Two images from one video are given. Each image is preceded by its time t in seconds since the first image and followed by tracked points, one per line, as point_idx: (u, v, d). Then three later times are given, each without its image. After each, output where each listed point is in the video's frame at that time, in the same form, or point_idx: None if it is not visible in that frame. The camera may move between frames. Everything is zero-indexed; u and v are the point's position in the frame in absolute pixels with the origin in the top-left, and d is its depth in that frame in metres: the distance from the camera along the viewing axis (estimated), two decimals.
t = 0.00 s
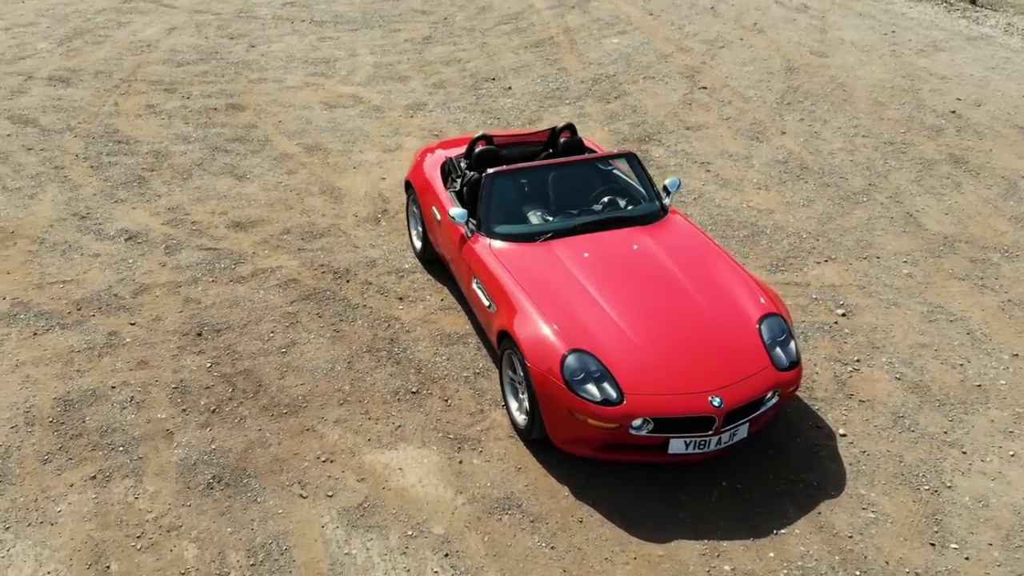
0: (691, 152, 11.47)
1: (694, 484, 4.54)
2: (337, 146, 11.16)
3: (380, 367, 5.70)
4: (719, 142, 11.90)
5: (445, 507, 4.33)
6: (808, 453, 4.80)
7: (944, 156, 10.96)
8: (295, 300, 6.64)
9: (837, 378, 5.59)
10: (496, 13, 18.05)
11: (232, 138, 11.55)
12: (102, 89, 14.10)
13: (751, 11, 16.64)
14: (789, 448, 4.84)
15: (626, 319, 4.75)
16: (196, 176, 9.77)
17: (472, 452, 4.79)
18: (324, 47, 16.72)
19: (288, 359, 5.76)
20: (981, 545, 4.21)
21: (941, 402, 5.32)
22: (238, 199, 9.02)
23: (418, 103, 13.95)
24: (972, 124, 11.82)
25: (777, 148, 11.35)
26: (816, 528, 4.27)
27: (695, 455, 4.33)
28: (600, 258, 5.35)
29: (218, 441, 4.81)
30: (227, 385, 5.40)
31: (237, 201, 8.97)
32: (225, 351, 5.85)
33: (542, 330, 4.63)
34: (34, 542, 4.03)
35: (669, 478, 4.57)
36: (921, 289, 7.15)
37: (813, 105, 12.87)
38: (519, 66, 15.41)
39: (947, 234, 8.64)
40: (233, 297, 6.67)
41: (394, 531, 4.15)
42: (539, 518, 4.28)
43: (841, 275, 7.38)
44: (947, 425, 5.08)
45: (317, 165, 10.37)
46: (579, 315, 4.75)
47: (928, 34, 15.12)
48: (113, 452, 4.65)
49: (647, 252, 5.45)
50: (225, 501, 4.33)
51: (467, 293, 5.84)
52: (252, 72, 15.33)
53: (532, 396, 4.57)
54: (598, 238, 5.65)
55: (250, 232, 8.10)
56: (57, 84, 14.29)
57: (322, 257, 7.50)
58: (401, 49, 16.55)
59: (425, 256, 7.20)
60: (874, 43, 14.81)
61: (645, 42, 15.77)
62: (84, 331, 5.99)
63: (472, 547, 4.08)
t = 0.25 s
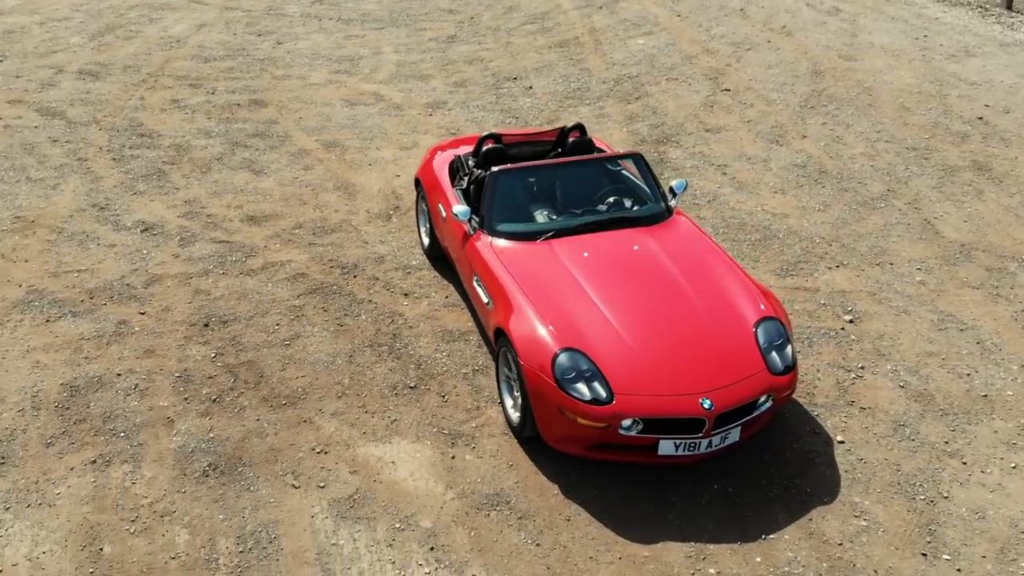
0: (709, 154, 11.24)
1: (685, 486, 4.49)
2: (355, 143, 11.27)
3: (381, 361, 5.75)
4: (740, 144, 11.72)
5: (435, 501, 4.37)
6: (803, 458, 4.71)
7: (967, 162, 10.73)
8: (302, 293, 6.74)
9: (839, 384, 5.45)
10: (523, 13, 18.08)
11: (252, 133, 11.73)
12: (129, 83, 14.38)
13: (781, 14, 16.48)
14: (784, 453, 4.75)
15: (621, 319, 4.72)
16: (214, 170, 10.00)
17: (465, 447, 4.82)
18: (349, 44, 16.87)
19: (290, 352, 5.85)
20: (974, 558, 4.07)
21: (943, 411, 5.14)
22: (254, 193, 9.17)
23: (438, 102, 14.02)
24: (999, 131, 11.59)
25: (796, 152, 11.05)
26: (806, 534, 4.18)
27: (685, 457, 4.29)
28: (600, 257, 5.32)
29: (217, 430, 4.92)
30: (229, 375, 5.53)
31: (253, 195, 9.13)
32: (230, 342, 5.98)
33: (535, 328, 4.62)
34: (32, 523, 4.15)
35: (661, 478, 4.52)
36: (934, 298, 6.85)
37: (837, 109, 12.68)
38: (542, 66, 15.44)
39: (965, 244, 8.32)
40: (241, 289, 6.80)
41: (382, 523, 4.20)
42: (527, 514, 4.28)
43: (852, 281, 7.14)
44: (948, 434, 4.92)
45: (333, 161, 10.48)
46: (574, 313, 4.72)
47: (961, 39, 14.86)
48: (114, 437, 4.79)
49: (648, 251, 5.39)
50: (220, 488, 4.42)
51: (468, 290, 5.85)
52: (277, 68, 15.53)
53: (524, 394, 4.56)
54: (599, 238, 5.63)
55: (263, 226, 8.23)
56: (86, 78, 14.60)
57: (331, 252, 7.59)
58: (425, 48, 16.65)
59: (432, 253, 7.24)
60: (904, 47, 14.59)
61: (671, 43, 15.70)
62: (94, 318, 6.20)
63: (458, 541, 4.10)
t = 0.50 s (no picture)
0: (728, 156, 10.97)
1: (677, 488, 4.44)
2: (373, 141, 11.38)
3: (383, 356, 5.81)
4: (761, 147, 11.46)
5: (426, 495, 4.40)
6: (800, 464, 4.62)
7: (992, 169, 10.48)
8: (311, 287, 6.84)
9: (843, 391, 5.33)
10: (550, 13, 18.09)
11: (273, 129, 11.90)
12: (157, 78, 14.67)
13: (812, 17, 16.30)
14: (781, 458, 4.67)
15: (618, 319, 4.69)
16: (234, 166, 10.19)
17: (460, 443, 4.84)
18: (374, 43, 17.01)
19: (295, 345, 5.95)
20: (968, 570, 3.93)
21: (948, 421, 4.97)
22: (271, 188, 9.32)
23: (459, 100, 14.08)
24: None
25: (817, 156, 10.74)
26: (796, 541, 4.09)
27: (677, 460, 4.25)
28: (601, 257, 5.29)
29: (217, 419, 5.03)
30: (234, 366, 5.66)
31: (270, 190, 9.28)
32: (237, 334, 6.11)
33: (531, 326, 4.62)
34: (33, 505, 4.27)
35: (653, 481, 4.48)
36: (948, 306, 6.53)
37: (863, 114, 12.45)
38: (565, 66, 15.44)
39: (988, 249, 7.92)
40: (251, 283, 6.94)
41: (373, 515, 4.25)
42: (517, 511, 4.29)
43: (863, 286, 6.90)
44: (950, 444, 4.77)
45: (351, 157, 10.59)
46: (571, 312, 4.71)
47: (995, 45, 14.56)
48: (118, 424, 4.93)
49: (651, 252, 5.35)
50: (216, 476, 4.53)
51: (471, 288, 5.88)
52: (303, 66, 15.72)
53: (518, 392, 4.56)
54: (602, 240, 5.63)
55: (278, 220, 8.36)
56: (116, 72, 14.92)
57: (343, 247, 7.67)
58: (449, 47, 16.73)
59: (441, 251, 7.29)
60: (935, 52, 14.34)
61: (697, 45, 15.61)
62: (107, 307, 6.41)
63: (445, 535, 4.12)
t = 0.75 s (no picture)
0: (749, 161, 10.59)
1: (668, 490, 4.41)
2: (395, 138, 11.47)
3: (386, 350, 5.87)
4: (786, 150, 11.05)
5: (417, 488, 4.44)
6: (795, 470, 4.55)
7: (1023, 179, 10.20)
8: (321, 281, 6.94)
9: (845, 400, 5.22)
10: (582, 13, 18.05)
11: (298, 125, 12.06)
12: (189, 73, 14.95)
13: (847, 20, 16.04)
14: (776, 464, 4.59)
15: (615, 319, 4.67)
16: (256, 160, 10.37)
17: (454, 438, 4.87)
18: (404, 41, 17.13)
19: (301, 337, 6.04)
20: None
21: (952, 432, 4.84)
22: (291, 183, 9.46)
23: (483, 100, 14.12)
24: None
25: (841, 162, 10.55)
26: (784, 547, 4.03)
27: (667, 462, 4.22)
28: (602, 257, 5.28)
29: (219, 407, 5.14)
30: (240, 356, 5.77)
31: (290, 184, 9.42)
32: (246, 325, 6.23)
33: (527, 325, 4.63)
34: (35, 484, 4.40)
35: (644, 482, 4.45)
36: (961, 318, 6.30)
37: (892, 119, 12.14)
38: (593, 67, 15.40)
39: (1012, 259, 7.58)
40: (263, 275, 7.06)
41: (362, 506, 4.30)
42: (505, 508, 4.30)
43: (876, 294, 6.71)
44: (952, 455, 4.65)
45: (371, 154, 10.69)
46: (567, 311, 4.70)
47: None
48: (124, 408, 5.08)
49: (653, 254, 5.32)
50: (214, 463, 4.63)
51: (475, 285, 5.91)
52: (332, 63, 15.90)
53: (512, 390, 4.58)
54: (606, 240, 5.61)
55: (294, 214, 8.48)
56: (150, 66, 15.25)
57: (355, 242, 7.75)
58: (478, 46, 16.79)
59: (451, 248, 7.33)
60: (972, 59, 14.03)
61: (728, 47, 15.47)
62: (123, 295, 6.61)
63: (432, 528, 4.15)
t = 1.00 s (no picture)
0: (768, 164, 10.36)
1: (659, 492, 4.38)
2: (413, 136, 11.54)
3: (389, 345, 5.91)
4: (807, 155, 10.75)
5: (409, 482, 4.47)
6: (790, 476, 4.50)
7: None
8: (330, 275, 7.01)
9: (847, 406, 5.13)
10: (610, 14, 17.97)
11: (318, 122, 12.18)
12: (215, 69, 15.18)
13: (879, 24, 15.81)
14: (771, 468, 4.55)
15: (611, 319, 4.66)
16: (275, 155, 10.50)
17: (450, 434, 4.90)
18: (429, 40, 17.21)
19: (306, 330, 6.12)
20: None
21: (954, 442, 4.75)
22: (308, 178, 9.57)
23: (503, 99, 14.13)
24: None
25: (862, 167, 10.38)
26: (773, 553, 4.00)
27: (658, 462, 4.21)
28: (603, 257, 5.27)
29: (222, 397, 5.23)
30: (245, 347, 5.86)
31: (306, 180, 9.53)
32: (253, 316, 6.32)
33: (522, 322, 4.64)
34: (39, 466, 4.52)
35: (636, 483, 4.43)
36: (972, 326, 6.15)
37: (918, 124, 11.89)
38: (617, 67, 15.36)
39: None
40: (274, 268, 7.16)
41: (354, 497, 4.35)
42: (495, 504, 4.32)
43: (887, 301, 6.55)
44: (953, 465, 4.57)
45: (388, 151, 10.77)
46: (563, 310, 4.71)
47: None
48: (129, 396, 5.20)
49: (654, 254, 5.30)
50: (213, 451, 4.71)
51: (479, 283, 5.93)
52: (357, 61, 16.04)
53: (506, 387, 4.59)
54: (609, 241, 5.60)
55: (309, 209, 8.58)
56: (178, 62, 15.51)
57: (366, 238, 7.82)
58: (502, 46, 16.81)
59: (460, 245, 7.36)
60: (1005, 65, 13.74)
61: (754, 50, 15.33)
62: (136, 285, 6.77)
63: (422, 522, 4.18)
